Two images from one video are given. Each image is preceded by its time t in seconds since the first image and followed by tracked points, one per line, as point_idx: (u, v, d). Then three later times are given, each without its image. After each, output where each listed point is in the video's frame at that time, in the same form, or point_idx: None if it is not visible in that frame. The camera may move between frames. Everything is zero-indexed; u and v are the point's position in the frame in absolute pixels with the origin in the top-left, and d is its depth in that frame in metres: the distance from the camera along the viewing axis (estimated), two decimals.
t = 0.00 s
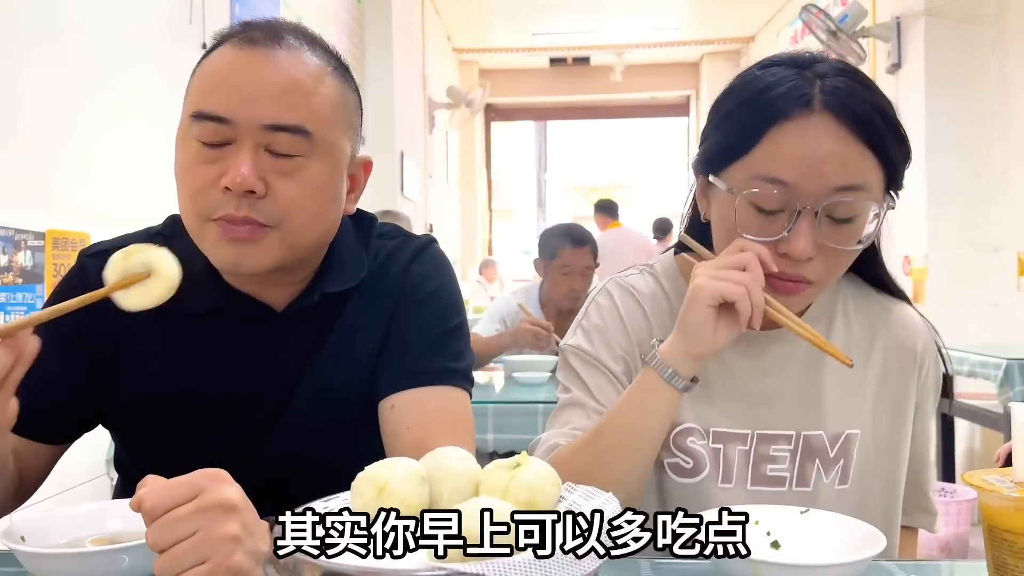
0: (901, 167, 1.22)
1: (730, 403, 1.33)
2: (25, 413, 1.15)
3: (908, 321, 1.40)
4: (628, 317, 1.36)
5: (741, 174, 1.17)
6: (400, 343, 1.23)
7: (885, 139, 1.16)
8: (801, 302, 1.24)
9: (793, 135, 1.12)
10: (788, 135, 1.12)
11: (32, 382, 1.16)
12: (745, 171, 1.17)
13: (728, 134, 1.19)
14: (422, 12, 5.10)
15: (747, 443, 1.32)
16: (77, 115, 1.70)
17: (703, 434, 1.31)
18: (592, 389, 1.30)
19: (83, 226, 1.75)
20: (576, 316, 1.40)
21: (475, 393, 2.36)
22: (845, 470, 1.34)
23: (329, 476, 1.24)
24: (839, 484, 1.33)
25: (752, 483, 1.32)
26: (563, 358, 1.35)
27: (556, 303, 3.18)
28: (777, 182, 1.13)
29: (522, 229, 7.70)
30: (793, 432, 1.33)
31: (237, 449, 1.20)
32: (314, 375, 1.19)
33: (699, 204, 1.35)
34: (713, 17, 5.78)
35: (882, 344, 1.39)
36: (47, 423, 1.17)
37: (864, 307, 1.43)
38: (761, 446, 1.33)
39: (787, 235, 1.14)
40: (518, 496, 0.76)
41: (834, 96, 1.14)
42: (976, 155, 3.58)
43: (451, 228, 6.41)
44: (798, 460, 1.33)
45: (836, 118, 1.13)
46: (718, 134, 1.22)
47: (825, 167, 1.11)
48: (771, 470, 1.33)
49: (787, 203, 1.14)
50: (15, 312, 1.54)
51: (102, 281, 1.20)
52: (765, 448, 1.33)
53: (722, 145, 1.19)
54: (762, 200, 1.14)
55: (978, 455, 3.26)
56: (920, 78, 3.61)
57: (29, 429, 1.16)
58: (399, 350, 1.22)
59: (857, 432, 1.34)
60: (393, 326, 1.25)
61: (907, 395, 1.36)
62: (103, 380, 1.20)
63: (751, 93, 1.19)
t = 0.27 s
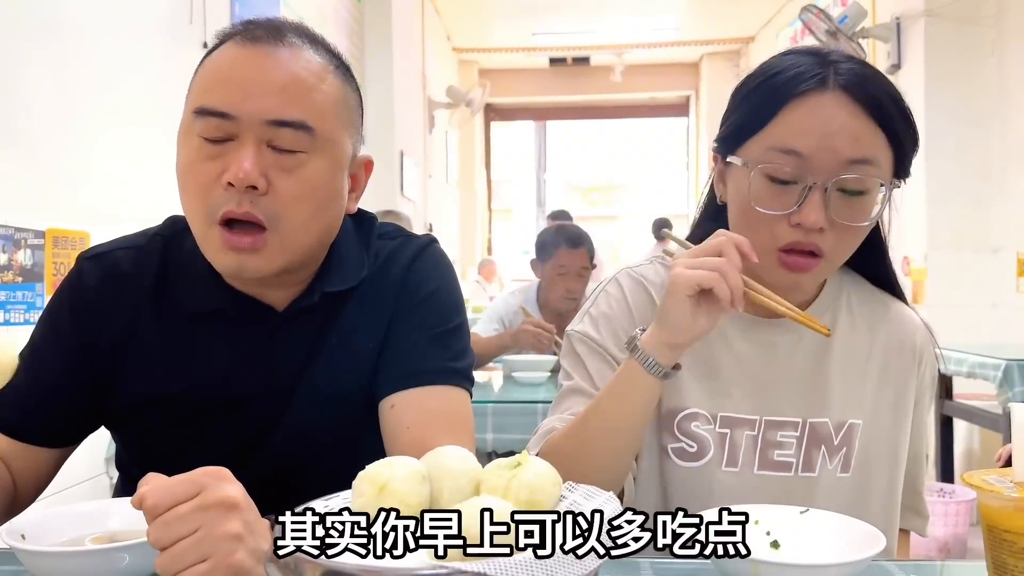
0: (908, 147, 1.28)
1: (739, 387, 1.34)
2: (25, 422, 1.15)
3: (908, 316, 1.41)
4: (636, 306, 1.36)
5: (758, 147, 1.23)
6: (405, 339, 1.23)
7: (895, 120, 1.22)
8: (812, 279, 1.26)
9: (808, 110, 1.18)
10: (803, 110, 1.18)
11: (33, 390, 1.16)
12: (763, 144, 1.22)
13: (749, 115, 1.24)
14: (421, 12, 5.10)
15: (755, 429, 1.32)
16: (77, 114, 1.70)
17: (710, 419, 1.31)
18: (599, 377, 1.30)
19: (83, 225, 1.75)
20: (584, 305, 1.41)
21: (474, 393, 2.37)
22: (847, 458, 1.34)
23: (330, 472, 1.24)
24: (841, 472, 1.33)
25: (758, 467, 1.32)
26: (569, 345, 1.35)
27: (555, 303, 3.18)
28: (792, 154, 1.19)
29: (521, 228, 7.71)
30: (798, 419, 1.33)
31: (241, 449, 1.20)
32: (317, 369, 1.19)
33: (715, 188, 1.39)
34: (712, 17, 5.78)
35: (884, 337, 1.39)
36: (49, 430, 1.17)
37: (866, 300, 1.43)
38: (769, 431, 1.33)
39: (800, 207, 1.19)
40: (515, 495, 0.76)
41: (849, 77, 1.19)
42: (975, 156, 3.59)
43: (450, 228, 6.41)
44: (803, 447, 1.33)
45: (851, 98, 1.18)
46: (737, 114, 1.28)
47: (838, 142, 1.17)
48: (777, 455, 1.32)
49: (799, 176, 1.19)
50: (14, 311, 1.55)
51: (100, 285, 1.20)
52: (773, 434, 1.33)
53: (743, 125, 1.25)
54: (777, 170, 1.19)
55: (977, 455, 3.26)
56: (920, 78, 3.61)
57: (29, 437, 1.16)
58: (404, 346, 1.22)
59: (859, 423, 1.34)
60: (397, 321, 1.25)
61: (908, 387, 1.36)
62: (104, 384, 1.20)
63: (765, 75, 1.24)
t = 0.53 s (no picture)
0: (918, 142, 1.28)
1: (743, 382, 1.33)
2: (27, 423, 1.16)
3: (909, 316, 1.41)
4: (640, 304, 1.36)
5: (773, 135, 1.24)
6: (407, 339, 1.23)
7: (904, 117, 1.23)
8: (825, 264, 1.24)
9: (820, 99, 1.19)
10: (815, 99, 1.19)
11: (35, 391, 1.16)
12: (776, 131, 1.23)
13: (762, 106, 1.25)
14: (422, 11, 5.10)
15: (756, 423, 1.32)
16: (78, 113, 1.70)
17: (713, 414, 1.32)
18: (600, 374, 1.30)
19: (83, 224, 1.75)
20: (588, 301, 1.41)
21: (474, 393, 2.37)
22: (847, 453, 1.34)
23: (332, 469, 1.24)
24: (840, 466, 1.34)
25: (758, 461, 1.32)
26: (573, 341, 1.35)
27: (555, 303, 3.18)
28: (806, 139, 1.19)
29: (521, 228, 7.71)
30: (800, 414, 1.33)
31: (243, 448, 1.20)
32: (319, 366, 1.19)
33: (728, 181, 1.39)
34: (712, 18, 5.78)
35: (886, 334, 1.39)
36: (50, 430, 1.18)
37: (868, 299, 1.43)
38: (770, 427, 1.33)
39: (813, 192, 1.19)
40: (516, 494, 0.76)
41: (862, 68, 1.20)
42: (975, 157, 3.59)
43: (450, 227, 6.41)
44: (805, 442, 1.33)
45: (863, 88, 1.19)
46: (751, 106, 1.29)
47: (849, 129, 1.18)
48: (777, 450, 1.33)
49: (813, 161, 1.19)
50: (15, 310, 1.55)
51: (102, 286, 1.20)
52: (773, 429, 1.33)
53: (758, 114, 1.26)
54: (790, 154, 1.20)
55: (976, 456, 3.26)
56: (919, 78, 3.61)
57: (31, 437, 1.17)
58: (406, 345, 1.23)
59: (858, 419, 1.34)
60: (399, 319, 1.26)
61: (908, 385, 1.37)
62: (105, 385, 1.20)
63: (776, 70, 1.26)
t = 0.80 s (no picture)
0: (923, 142, 1.29)
1: (745, 383, 1.33)
2: (28, 425, 1.16)
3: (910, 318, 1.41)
4: (642, 305, 1.36)
5: (780, 134, 1.24)
6: (409, 341, 1.23)
7: (911, 117, 1.23)
8: (826, 269, 1.24)
9: (827, 100, 1.19)
10: (823, 100, 1.19)
11: (36, 391, 1.16)
12: (783, 131, 1.23)
13: (770, 109, 1.25)
14: (422, 11, 5.10)
15: (758, 425, 1.32)
16: (78, 113, 1.70)
17: (714, 416, 1.32)
18: (602, 375, 1.31)
19: (84, 223, 1.75)
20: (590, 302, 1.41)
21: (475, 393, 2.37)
22: (846, 455, 1.34)
23: (333, 470, 1.24)
24: (839, 468, 1.34)
25: (759, 463, 1.32)
26: (577, 344, 1.36)
27: (555, 303, 3.18)
28: (813, 139, 1.19)
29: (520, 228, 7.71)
30: (801, 415, 1.33)
31: (245, 450, 1.20)
32: (322, 367, 1.20)
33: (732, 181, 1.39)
34: (713, 18, 5.78)
35: (887, 336, 1.39)
36: (48, 431, 1.17)
37: (870, 301, 1.43)
38: (772, 429, 1.33)
39: (819, 194, 1.19)
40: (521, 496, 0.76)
41: (868, 70, 1.20)
42: (974, 158, 3.60)
43: (450, 228, 6.41)
44: (805, 444, 1.33)
45: (870, 90, 1.19)
46: (757, 106, 1.30)
47: (857, 129, 1.18)
48: (779, 451, 1.33)
49: (820, 162, 1.19)
50: (15, 309, 1.55)
51: (103, 289, 1.20)
52: (774, 431, 1.33)
53: (765, 116, 1.26)
54: (797, 155, 1.20)
55: (976, 456, 3.26)
56: (919, 79, 3.61)
57: (31, 438, 1.17)
58: (407, 347, 1.22)
59: (858, 421, 1.35)
60: (401, 320, 1.26)
61: (908, 388, 1.37)
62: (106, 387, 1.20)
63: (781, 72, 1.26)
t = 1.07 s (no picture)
0: (916, 143, 1.28)
1: (741, 384, 1.33)
2: (27, 423, 1.16)
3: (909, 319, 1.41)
4: (640, 306, 1.36)
5: (769, 135, 1.24)
6: (406, 344, 1.23)
7: (901, 118, 1.23)
8: (821, 265, 1.24)
9: (816, 99, 1.19)
10: (812, 99, 1.20)
11: (35, 390, 1.16)
12: (772, 131, 1.24)
13: (760, 108, 1.26)
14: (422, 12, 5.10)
15: (754, 426, 1.33)
16: (77, 113, 1.70)
17: (708, 417, 1.32)
18: (600, 376, 1.31)
19: (83, 223, 1.75)
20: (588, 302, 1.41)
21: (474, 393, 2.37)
22: (841, 458, 1.35)
23: (330, 470, 1.24)
24: (834, 470, 1.35)
25: (754, 464, 1.33)
26: (575, 344, 1.35)
27: (555, 303, 3.18)
28: (801, 139, 1.20)
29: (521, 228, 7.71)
30: (796, 417, 1.34)
31: (243, 451, 1.20)
32: (319, 368, 1.20)
33: (725, 182, 1.39)
34: (713, 18, 5.78)
35: (886, 339, 1.39)
36: (45, 429, 1.17)
37: (870, 303, 1.43)
38: (767, 430, 1.33)
39: (806, 194, 1.19)
40: (517, 493, 0.76)
41: (858, 70, 1.20)
42: (974, 159, 3.60)
43: (450, 228, 6.40)
44: (800, 445, 1.33)
45: (858, 89, 1.19)
46: (750, 105, 1.30)
47: (845, 128, 1.18)
48: (773, 453, 1.33)
49: (807, 162, 1.19)
50: (15, 309, 1.55)
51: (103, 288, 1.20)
52: (771, 432, 1.33)
53: (756, 116, 1.27)
54: (785, 155, 1.20)
55: (975, 457, 3.26)
56: (919, 80, 3.62)
57: (30, 437, 1.17)
58: (405, 350, 1.23)
59: (854, 423, 1.35)
60: (400, 322, 1.26)
61: (906, 390, 1.37)
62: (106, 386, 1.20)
63: (775, 70, 1.26)
